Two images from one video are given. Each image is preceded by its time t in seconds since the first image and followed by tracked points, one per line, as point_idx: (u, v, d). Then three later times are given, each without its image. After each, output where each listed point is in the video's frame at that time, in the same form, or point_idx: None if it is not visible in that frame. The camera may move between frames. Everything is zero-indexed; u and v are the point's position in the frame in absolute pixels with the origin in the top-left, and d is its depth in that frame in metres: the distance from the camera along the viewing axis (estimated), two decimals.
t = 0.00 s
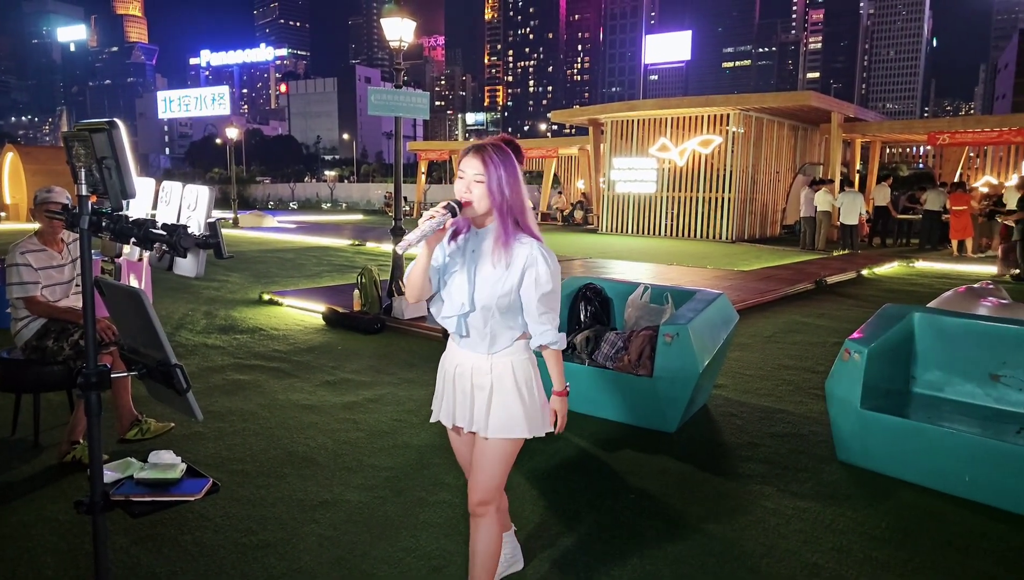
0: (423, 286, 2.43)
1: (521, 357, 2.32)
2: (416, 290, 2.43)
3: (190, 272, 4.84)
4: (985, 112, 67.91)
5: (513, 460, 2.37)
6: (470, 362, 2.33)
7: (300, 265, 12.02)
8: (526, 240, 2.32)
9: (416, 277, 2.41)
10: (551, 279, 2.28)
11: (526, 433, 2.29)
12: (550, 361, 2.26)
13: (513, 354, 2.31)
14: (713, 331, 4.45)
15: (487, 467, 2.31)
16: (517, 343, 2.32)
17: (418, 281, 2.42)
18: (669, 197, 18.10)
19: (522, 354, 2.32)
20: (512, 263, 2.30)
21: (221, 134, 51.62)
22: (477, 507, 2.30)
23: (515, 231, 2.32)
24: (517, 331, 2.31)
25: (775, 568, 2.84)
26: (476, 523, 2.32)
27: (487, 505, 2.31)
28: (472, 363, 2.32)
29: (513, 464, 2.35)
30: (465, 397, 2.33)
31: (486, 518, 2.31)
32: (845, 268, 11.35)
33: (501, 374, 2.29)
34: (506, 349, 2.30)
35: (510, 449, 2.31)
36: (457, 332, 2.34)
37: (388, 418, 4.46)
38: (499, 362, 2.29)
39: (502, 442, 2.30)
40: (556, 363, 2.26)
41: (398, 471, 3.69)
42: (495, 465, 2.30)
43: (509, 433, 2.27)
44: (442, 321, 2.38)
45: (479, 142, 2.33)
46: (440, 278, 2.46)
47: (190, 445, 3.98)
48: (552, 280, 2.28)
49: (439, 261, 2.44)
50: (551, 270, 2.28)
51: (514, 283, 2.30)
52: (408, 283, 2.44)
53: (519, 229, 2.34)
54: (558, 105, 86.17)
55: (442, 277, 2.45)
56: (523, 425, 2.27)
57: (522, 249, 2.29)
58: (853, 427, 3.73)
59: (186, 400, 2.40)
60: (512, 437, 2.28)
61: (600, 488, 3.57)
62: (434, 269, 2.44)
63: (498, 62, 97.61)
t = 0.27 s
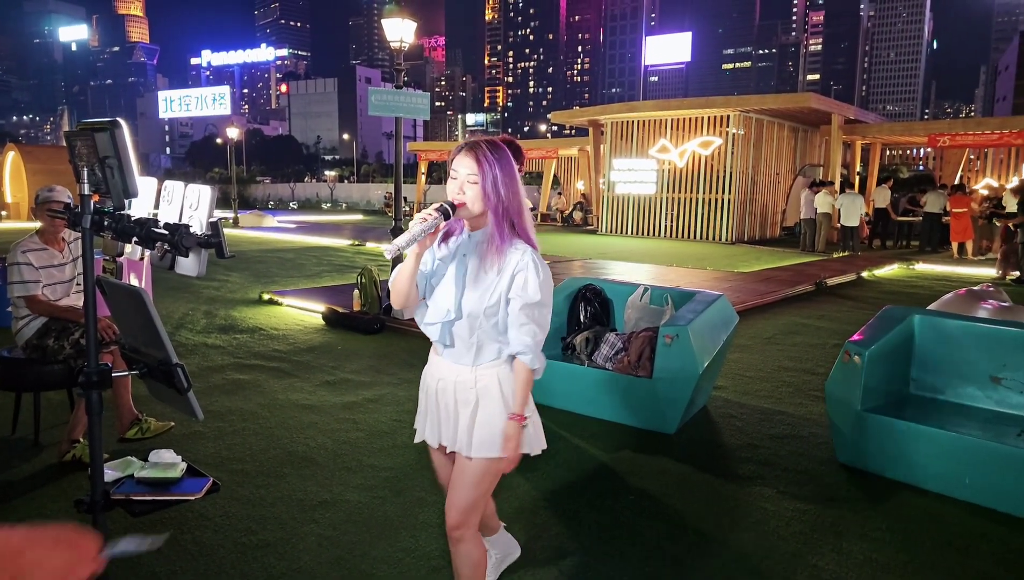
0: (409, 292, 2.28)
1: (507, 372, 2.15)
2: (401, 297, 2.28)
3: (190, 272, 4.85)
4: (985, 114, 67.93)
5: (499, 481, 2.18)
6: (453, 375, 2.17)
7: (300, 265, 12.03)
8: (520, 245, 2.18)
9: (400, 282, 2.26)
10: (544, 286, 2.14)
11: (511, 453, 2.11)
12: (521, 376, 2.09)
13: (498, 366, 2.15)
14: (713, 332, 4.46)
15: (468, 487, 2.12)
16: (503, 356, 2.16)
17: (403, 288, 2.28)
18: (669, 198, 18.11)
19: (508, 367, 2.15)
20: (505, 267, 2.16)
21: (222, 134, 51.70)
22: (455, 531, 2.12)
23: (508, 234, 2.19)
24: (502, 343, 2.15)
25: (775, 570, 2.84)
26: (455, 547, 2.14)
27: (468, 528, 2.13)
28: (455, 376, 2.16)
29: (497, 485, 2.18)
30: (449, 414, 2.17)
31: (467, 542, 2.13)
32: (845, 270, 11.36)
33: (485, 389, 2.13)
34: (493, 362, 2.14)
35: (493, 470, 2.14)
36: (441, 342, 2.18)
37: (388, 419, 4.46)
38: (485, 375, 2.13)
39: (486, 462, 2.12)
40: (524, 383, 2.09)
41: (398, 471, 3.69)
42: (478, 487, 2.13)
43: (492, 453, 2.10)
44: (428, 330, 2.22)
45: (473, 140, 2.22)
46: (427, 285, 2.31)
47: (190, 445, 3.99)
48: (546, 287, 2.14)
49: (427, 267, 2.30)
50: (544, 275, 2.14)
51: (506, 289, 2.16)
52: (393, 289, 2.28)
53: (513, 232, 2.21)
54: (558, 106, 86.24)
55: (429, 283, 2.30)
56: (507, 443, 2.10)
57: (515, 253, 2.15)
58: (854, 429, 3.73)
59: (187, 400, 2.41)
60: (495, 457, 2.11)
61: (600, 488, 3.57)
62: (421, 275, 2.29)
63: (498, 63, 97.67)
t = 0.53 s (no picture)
0: (392, 292, 2.17)
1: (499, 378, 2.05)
2: (384, 296, 2.17)
3: (191, 272, 4.85)
4: (986, 114, 67.92)
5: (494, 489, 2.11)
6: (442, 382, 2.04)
7: (300, 266, 12.03)
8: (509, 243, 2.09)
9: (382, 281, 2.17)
10: (525, 282, 2.04)
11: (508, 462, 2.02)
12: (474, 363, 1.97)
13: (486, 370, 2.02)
14: (713, 332, 4.46)
15: (466, 498, 2.03)
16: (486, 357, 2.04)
17: (387, 288, 2.17)
18: (669, 198, 18.11)
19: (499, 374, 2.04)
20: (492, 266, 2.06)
21: (222, 134, 51.72)
22: (455, 540, 2.06)
23: (495, 231, 2.09)
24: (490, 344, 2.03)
25: (773, 570, 2.84)
26: (457, 554, 2.09)
27: (469, 536, 2.08)
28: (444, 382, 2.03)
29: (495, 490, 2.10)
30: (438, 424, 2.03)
31: (469, 548, 2.08)
32: (845, 270, 11.36)
33: (476, 396, 2.01)
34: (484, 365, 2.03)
35: (491, 479, 2.05)
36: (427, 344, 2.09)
37: (388, 419, 4.46)
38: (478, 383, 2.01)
39: (486, 473, 2.03)
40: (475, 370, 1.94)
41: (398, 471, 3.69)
42: (476, 497, 2.04)
43: (491, 465, 2.00)
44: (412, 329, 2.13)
45: (465, 134, 2.12)
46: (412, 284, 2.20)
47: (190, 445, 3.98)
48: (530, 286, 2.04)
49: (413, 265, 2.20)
50: (528, 273, 2.04)
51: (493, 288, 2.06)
52: (376, 288, 2.18)
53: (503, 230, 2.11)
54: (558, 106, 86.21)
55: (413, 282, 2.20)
56: (506, 454, 2.01)
57: (501, 250, 2.05)
58: (856, 430, 3.73)
59: (187, 399, 2.40)
60: (493, 467, 2.01)
61: (600, 488, 3.58)
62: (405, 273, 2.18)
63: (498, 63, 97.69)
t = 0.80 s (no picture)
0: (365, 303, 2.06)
1: (483, 391, 1.96)
2: (356, 310, 2.07)
3: (193, 271, 4.87)
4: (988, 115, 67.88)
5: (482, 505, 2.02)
6: (424, 397, 1.93)
7: (301, 265, 12.05)
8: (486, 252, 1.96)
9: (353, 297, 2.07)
10: (498, 291, 1.91)
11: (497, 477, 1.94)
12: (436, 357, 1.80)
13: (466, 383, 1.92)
14: (714, 333, 4.46)
15: (454, 517, 1.94)
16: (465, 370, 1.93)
17: (358, 299, 2.06)
18: (670, 199, 18.11)
19: (484, 386, 1.96)
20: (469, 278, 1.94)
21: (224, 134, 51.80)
22: (445, 559, 1.97)
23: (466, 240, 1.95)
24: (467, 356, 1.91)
25: (773, 571, 2.84)
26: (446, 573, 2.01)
27: (458, 554, 1.99)
28: (427, 397, 1.93)
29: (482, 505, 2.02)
30: (424, 438, 1.93)
31: (459, 565, 2.00)
32: (847, 272, 11.36)
33: (462, 410, 1.93)
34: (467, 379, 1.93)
35: (481, 495, 1.96)
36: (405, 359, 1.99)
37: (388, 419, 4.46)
38: (464, 397, 1.93)
39: (475, 489, 1.94)
40: (431, 367, 1.78)
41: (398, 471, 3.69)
42: (466, 515, 1.95)
43: (480, 481, 1.91)
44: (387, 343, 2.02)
45: (437, 136, 1.97)
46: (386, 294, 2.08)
47: (190, 444, 3.99)
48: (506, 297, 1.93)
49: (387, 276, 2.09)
50: (501, 282, 1.92)
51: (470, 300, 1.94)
52: (348, 300, 2.07)
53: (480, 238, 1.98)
54: (559, 106, 86.26)
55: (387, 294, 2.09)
56: (494, 469, 1.93)
57: (473, 259, 1.92)
58: (857, 432, 3.73)
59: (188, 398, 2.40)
60: (482, 483, 1.93)
61: (600, 489, 3.58)
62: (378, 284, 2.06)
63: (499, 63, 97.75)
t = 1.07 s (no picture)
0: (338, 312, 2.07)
1: (462, 409, 1.96)
2: (329, 320, 2.06)
3: (198, 270, 4.90)
4: (994, 115, 67.62)
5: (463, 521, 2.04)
6: (401, 411, 1.95)
7: (304, 265, 12.07)
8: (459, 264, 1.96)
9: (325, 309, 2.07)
10: (472, 303, 1.92)
11: (474, 495, 1.95)
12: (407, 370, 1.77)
13: (441, 398, 1.93)
14: (717, 334, 4.47)
15: (434, 533, 1.96)
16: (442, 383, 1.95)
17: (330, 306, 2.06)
18: (673, 199, 18.10)
19: (462, 405, 1.96)
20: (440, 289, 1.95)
21: (227, 134, 51.88)
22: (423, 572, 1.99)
23: (443, 251, 1.96)
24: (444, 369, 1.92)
25: (776, 573, 2.86)
26: None
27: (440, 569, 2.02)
28: (405, 412, 1.95)
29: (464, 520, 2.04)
30: (402, 454, 1.95)
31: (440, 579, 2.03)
32: (851, 273, 11.34)
33: (440, 426, 1.93)
34: (444, 394, 1.94)
35: (459, 513, 1.98)
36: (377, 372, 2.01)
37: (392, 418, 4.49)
38: (443, 414, 1.93)
39: (454, 507, 1.96)
40: (400, 375, 1.75)
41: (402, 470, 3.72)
42: (445, 532, 1.97)
43: (456, 498, 1.93)
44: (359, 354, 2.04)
45: (415, 143, 1.98)
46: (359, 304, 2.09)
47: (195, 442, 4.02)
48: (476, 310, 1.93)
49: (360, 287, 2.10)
50: (476, 294, 1.93)
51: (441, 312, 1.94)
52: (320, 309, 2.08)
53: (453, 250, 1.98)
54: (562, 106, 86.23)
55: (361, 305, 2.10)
56: (472, 487, 1.94)
57: (448, 271, 1.93)
58: (860, 434, 3.76)
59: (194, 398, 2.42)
60: (459, 501, 1.94)
61: (603, 490, 3.59)
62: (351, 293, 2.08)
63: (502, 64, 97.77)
